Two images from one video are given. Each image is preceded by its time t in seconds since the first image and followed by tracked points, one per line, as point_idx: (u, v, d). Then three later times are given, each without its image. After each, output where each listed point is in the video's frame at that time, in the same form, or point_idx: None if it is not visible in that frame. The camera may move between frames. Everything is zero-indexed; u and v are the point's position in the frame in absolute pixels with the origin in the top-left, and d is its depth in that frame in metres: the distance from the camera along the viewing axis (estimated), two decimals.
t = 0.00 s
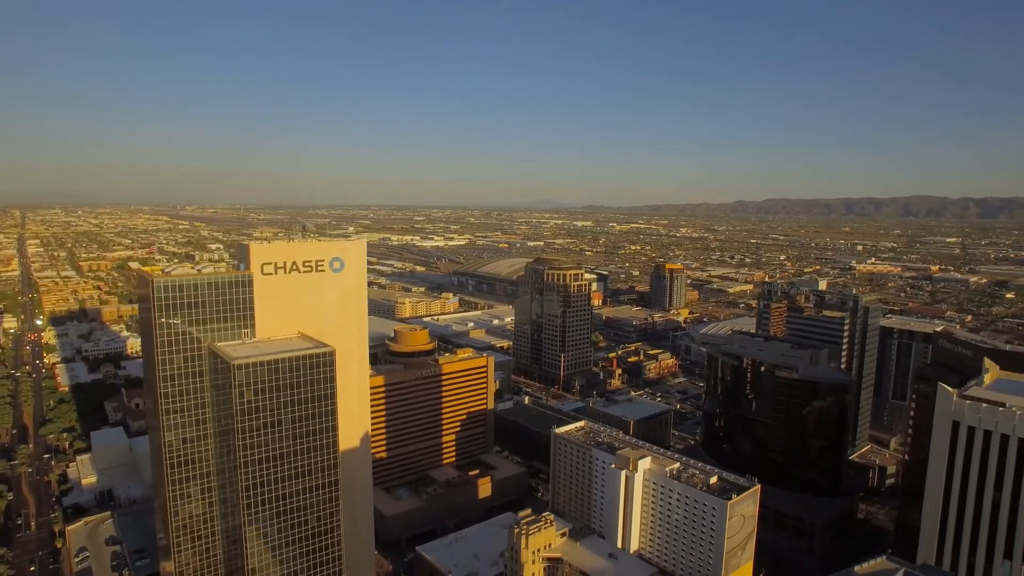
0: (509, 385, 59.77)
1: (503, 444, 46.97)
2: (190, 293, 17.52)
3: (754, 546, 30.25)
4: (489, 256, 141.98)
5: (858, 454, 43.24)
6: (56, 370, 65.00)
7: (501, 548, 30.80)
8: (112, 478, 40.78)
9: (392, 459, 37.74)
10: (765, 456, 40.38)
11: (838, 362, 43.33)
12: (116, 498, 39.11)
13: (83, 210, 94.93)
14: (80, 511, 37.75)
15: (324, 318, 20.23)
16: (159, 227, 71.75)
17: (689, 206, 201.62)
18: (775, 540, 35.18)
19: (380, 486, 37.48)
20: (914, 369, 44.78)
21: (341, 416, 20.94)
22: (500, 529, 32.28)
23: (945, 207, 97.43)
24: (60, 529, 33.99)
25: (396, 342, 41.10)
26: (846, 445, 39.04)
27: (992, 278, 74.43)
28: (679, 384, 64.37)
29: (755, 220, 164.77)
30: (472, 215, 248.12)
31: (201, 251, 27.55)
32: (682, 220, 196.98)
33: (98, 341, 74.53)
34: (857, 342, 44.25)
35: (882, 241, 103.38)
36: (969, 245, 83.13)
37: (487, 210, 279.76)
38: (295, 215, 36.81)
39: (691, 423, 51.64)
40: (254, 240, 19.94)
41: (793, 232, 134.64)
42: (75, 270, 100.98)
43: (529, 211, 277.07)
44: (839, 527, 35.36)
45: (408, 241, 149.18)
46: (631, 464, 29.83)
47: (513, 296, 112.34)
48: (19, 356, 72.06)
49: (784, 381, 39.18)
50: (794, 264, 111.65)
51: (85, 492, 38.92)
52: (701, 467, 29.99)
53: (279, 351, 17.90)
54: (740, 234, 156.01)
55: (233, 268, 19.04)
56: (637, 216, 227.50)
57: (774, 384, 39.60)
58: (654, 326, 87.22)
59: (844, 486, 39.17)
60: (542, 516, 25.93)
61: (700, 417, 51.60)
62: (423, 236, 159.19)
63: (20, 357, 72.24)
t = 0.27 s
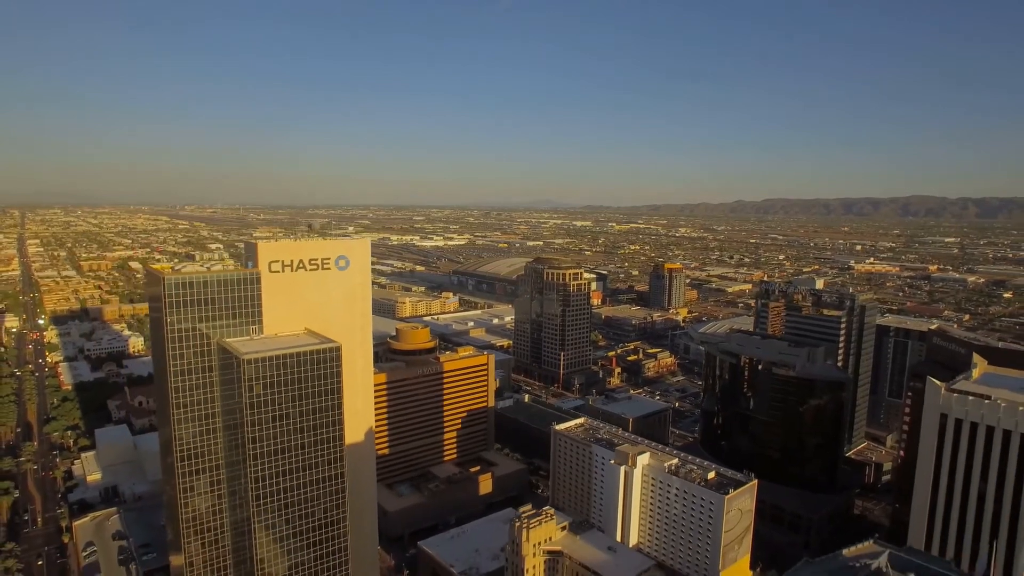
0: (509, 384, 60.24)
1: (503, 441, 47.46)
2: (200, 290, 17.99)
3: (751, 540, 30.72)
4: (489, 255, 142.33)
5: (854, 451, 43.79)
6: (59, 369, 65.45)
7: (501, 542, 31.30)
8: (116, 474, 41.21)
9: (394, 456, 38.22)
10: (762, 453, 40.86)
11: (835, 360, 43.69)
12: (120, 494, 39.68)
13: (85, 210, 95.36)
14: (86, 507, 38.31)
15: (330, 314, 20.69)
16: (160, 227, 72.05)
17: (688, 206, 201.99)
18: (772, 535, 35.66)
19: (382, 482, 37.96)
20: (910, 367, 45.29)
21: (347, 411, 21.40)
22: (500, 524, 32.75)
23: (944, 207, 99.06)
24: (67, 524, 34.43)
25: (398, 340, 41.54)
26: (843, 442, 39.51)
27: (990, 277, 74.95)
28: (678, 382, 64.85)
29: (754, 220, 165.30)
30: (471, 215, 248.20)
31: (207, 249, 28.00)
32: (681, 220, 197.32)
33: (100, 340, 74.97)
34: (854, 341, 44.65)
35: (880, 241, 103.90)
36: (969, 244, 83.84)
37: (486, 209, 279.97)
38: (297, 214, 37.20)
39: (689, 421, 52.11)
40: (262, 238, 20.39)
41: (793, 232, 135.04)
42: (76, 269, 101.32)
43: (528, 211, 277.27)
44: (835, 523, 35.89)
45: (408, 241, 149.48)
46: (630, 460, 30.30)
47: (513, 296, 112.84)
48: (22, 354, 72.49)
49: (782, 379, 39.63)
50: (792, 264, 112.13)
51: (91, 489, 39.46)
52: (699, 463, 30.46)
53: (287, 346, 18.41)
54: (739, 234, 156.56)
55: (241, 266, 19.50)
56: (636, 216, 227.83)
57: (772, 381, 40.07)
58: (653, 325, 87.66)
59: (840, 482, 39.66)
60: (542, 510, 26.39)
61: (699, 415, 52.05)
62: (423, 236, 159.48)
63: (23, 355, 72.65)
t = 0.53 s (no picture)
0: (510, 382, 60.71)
1: (504, 438, 47.92)
2: (210, 288, 18.47)
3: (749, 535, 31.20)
4: (488, 255, 142.65)
5: (852, 447, 44.18)
6: (62, 368, 65.93)
7: (502, 536, 31.77)
8: (121, 471, 41.71)
9: (397, 453, 38.67)
10: (761, 450, 41.26)
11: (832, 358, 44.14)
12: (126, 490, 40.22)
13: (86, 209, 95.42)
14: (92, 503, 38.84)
15: (336, 311, 21.15)
16: (163, 226, 72.53)
17: (688, 206, 202.28)
18: (769, 530, 36.13)
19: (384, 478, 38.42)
20: (906, 365, 45.68)
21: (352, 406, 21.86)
22: (502, 519, 33.22)
23: (943, 206, 99.71)
24: (74, 519, 34.93)
25: (400, 338, 42.04)
26: (840, 439, 39.99)
27: (989, 277, 75.43)
28: (678, 381, 65.29)
29: (753, 220, 165.75)
30: (471, 215, 248.27)
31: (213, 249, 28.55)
32: (681, 220, 197.61)
33: (103, 339, 75.43)
34: (850, 339, 45.11)
35: (880, 241, 104.39)
36: (968, 244, 84.16)
37: (485, 209, 280.16)
38: (301, 213, 37.70)
39: (688, 419, 52.62)
40: (270, 237, 20.92)
41: (792, 232, 135.40)
42: (77, 269, 101.32)
43: (528, 211, 277.46)
44: (832, 518, 36.35)
45: (408, 241, 149.79)
46: (630, 455, 30.76)
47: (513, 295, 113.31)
48: (25, 352, 72.82)
49: (779, 376, 40.12)
50: (792, 264, 112.56)
51: (97, 485, 39.96)
52: (698, 458, 30.94)
53: (295, 342, 18.92)
54: (739, 233, 157.02)
55: (249, 264, 19.97)
56: (635, 216, 228.10)
57: (769, 379, 40.55)
58: (652, 324, 88.08)
59: (837, 479, 40.13)
60: (544, 504, 26.83)
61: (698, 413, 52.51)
62: (423, 236, 159.76)
63: (26, 354, 73.07)
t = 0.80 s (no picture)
0: (511, 380, 61.23)
1: (505, 436, 48.44)
2: (221, 285, 18.98)
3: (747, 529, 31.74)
4: (489, 255, 142.97)
5: (849, 444, 44.69)
6: (67, 366, 66.37)
7: (504, 531, 32.27)
8: (128, 468, 42.30)
9: (399, 450, 39.15)
10: (760, 448, 41.65)
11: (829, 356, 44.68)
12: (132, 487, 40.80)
13: (85, 210, 94.89)
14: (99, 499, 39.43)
15: (342, 308, 21.72)
16: (166, 226, 72.90)
17: (687, 207, 202.63)
18: (767, 525, 36.67)
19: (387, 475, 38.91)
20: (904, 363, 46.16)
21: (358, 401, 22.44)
22: (503, 514, 33.74)
23: (943, 206, 100.15)
24: (82, 514, 35.55)
25: (402, 336, 42.62)
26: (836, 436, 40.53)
27: (987, 277, 75.92)
28: (677, 379, 65.82)
29: (753, 220, 166.20)
30: (470, 215, 248.35)
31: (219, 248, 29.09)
32: (681, 220, 198.01)
33: (106, 338, 75.94)
34: (847, 337, 45.64)
35: (879, 241, 104.87)
36: (967, 244, 84.59)
37: (485, 209, 280.37)
38: (305, 214, 38.23)
39: (687, 416, 53.15)
40: (278, 236, 21.48)
41: (792, 232, 135.83)
42: (79, 269, 101.60)
43: (528, 211, 277.70)
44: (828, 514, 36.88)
45: (408, 240, 150.11)
46: (630, 451, 31.25)
47: (514, 294, 113.81)
48: (29, 351, 73.25)
49: (777, 374, 40.62)
50: (791, 264, 113.05)
51: (103, 481, 40.54)
52: (696, 454, 31.47)
53: (305, 337, 19.48)
54: (738, 233, 157.49)
55: (259, 262, 20.53)
56: (635, 216, 228.43)
57: (767, 376, 41.05)
58: (652, 323, 88.57)
59: (834, 475, 40.67)
60: (545, 498, 27.29)
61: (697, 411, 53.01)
62: (423, 236, 160.08)
63: (30, 353, 73.43)
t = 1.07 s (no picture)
0: (512, 379, 61.74)
1: (505, 433, 48.93)
2: (231, 283, 19.44)
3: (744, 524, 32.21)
4: (489, 255, 143.36)
5: (847, 442, 45.11)
6: (70, 365, 66.82)
7: (505, 526, 32.75)
8: (133, 465, 42.79)
9: (402, 446, 39.60)
10: (758, 446, 42.06)
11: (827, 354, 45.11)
12: (137, 483, 41.27)
13: (86, 210, 95.84)
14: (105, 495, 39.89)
15: (348, 303, 22.20)
16: (169, 226, 73.44)
17: (687, 207, 203.08)
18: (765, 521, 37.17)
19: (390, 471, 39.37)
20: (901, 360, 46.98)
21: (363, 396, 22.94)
22: (504, 510, 34.21)
23: (943, 207, 100.47)
24: (89, 510, 36.17)
25: (405, 334, 43.19)
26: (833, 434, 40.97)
27: (986, 276, 76.35)
28: (677, 378, 66.22)
29: (754, 220, 166.44)
30: (470, 215, 248.55)
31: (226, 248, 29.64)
32: (681, 220, 198.43)
33: (109, 337, 76.51)
34: (845, 336, 46.07)
35: (879, 241, 105.11)
36: (967, 244, 84.98)
37: (485, 209, 280.68)
38: (309, 214, 38.72)
39: (687, 415, 53.57)
40: (286, 234, 22.00)
41: (792, 232, 136.27)
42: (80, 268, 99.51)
43: (528, 211, 278.06)
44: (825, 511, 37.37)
45: (409, 241, 150.52)
46: (629, 447, 31.69)
47: (514, 294, 114.26)
48: (32, 349, 73.79)
49: (775, 372, 41.05)
50: (791, 263, 113.57)
51: (109, 478, 41.05)
52: (696, 450, 31.91)
53: (312, 333, 19.99)
54: (739, 233, 157.76)
55: (267, 260, 21.02)
56: (635, 216, 228.86)
57: (765, 375, 41.47)
58: (652, 322, 89.03)
59: (831, 473, 41.12)
60: (546, 492, 27.67)
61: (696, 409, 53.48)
62: (424, 236, 160.46)
63: (33, 352, 73.77)
